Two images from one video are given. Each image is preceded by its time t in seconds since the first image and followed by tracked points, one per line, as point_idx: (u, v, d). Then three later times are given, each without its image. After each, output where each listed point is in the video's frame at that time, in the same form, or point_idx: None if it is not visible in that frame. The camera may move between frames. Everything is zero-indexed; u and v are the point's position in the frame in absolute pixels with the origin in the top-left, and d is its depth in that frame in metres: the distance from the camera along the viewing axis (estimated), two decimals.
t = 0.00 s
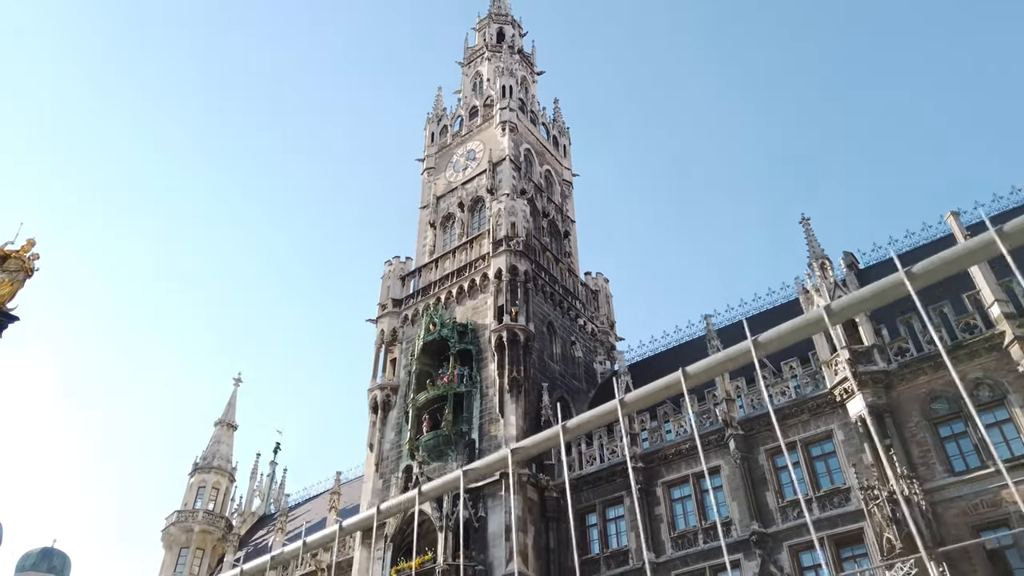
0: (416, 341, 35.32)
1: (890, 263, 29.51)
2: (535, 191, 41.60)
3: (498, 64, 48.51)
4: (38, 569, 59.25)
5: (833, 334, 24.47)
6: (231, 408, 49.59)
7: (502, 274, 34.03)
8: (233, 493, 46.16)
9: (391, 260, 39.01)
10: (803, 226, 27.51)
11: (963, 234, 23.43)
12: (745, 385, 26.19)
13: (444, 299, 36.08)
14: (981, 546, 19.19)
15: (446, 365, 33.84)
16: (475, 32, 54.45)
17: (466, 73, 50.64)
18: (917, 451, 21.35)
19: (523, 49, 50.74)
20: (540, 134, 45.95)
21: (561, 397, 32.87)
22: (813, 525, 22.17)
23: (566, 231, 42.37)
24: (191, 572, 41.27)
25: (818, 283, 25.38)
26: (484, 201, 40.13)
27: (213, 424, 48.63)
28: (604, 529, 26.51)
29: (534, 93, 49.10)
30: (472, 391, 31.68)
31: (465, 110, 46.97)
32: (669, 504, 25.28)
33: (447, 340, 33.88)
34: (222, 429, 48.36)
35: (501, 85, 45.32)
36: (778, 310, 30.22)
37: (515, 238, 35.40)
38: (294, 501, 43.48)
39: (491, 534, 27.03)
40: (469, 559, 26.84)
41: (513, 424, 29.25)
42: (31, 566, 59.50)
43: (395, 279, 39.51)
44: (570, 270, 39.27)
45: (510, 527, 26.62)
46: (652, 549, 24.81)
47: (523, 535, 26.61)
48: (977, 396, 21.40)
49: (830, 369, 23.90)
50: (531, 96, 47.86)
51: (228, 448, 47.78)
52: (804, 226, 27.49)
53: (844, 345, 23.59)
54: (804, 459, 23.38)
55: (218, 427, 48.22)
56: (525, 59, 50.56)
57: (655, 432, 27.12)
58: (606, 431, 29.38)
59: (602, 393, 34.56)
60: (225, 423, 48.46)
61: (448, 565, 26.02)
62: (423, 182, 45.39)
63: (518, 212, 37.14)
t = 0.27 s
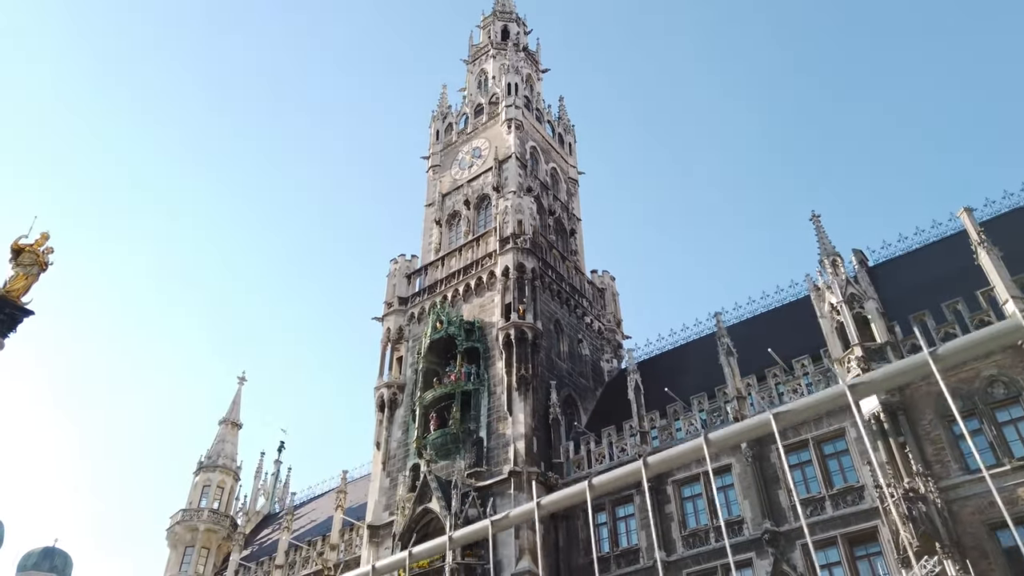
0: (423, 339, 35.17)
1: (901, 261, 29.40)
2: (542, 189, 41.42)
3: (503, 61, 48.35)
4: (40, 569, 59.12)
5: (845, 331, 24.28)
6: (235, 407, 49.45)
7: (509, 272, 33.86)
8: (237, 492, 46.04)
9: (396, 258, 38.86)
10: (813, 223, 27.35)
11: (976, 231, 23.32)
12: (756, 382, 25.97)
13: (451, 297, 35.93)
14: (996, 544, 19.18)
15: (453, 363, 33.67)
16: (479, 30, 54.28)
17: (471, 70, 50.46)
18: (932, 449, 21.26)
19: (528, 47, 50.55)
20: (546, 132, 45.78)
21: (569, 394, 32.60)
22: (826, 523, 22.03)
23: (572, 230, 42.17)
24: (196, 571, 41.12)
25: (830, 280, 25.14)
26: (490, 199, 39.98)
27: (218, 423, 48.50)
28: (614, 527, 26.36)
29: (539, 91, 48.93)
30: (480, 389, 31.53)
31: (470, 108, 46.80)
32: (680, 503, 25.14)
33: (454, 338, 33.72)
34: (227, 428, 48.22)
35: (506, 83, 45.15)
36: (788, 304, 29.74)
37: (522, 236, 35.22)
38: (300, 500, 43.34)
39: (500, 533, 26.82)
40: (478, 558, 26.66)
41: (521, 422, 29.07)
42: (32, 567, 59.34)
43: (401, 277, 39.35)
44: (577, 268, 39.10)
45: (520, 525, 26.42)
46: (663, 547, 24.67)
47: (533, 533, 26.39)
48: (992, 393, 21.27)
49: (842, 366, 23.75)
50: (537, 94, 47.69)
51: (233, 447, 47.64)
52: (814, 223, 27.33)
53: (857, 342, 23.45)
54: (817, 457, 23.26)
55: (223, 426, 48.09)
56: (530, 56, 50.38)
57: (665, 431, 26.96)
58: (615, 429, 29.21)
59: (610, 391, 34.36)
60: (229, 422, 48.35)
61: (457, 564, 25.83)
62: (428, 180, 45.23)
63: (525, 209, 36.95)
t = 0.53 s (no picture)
0: (441, 338, 35.12)
1: (924, 254, 29.00)
2: (557, 186, 41.26)
3: (517, 59, 48.25)
4: (59, 571, 59.58)
5: (870, 325, 24.01)
6: (253, 408, 49.63)
7: (527, 269, 33.73)
8: (257, 492, 46.19)
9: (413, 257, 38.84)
10: (835, 216, 27.05)
11: (1003, 221, 22.95)
12: (780, 377, 25.72)
13: (468, 295, 35.86)
14: None
15: (472, 361, 33.58)
16: (492, 28, 54.17)
17: (484, 69, 50.39)
18: (961, 443, 20.93)
19: (541, 44, 50.39)
20: (560, 129, 45.62)
21: (589, 392, 32.45)
22: (855, 519, 21.81)
23: (588, 227, 41.96)
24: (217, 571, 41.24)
25: (854, 273, 24.86)
26: (506, 197, 39.89)
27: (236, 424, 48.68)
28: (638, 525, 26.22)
29: (553, 89, 48.76)
30: (500, 387, 31.43)
31: (485, 106, 46.72)
32: (704, 500, 24.95)
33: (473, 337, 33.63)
34: (246, 428, 48.40)
35: (521, 81, 45.04)
36: (811, 298, 29.56)
37: (540, 233, 35.09)
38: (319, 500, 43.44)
39: (522, 531, 26.75)
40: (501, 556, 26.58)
41: (542, 420, 28.96)
42: (52, 569, 59.85)
43: (418, 276, 39.34)
44: (594, 266, 38.91)
45: (543, 523, 26.35)
46: (688, 545, 24.49)
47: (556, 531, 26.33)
48: None
49: (868, 360, 23.48)
50: (551, 91, 47.53)
51: (252, 448, 47.80)
52: (836, 216, 27.04)
53: (883, 336, 23.17)
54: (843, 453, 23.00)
55: (242, 426, 48.28)
56: (543, 54, 50.23)
57: (687, 427, 26.76)
58: (637, 426, 29.03)
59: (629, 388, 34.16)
60: (247, 423, 48.52)
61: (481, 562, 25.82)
62: (443, 179, 45.19)
63: (542, 206, 36.82)
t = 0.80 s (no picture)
0: (458, 337, 34.98)
1: (948, 247, 28.61)
2: (573, 184, 41.05)
3: (530, 57, 48.08)
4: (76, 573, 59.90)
5: (897, 319, 23.67)
6: (270, 409, 49.68)
7: (545, 267, 33.54)
8: (275, 494, 46.24)
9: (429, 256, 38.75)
10: (858, 209, 26.72)
11: None
12: (804, 373, 25.40)
13: (485, 294, 35.71)
14: None
15: (490, 360, 33.41)
16: (504, 27, 54.03)
17: (497, 67, 50.24)
18: (993, 437, 20.59)
19: (554, 42, 50.20)
20: (575, 127, 45.40)
21: (608, 390, 32.22)
22: (883, 516, 21.48)
23: (604, 224, 41.72)
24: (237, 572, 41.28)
25: (879, 267, 24.52)
26: (522, 195, 39.73)
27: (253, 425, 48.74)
28: (661, 524, 25.97)
29: (567, 86, 48.55)
30: (519, 385, 31.25)
31: (498, 104, 46.59)
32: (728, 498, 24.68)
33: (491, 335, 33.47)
34: (263, 430, 48.47)
35: (535, 78, 44.88)
36: (833, 294, 29.21)
37: (557, 231, 34.90)
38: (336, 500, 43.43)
39: (544, 530, 26.55)
40: (523, 555, 26.39)
41: (563, 418, 28.76)
42: (69, 572, 60.19)
43: (434, 275, 39.24)
44: (611, 263, 38.66)
45: (565, 522, 26.14)
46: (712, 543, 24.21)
47: (579, 530, 26.12)
48: None
49: (895, 355, 23.15)
50: (565, 89, 47.32)
51: (269, 449, 47.88)
52: (859, 210, 26.70)
53: (910, 330, 22.83)
54: (871, 449, 22.66)
55: (258, 428, 48.35)
56: (556, 52, 50.03)
57: (710, 424, 26.49)
58: (659, 423, 28.78)
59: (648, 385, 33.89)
60: (265, 424, 48.57)
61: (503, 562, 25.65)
62: (458, 178, 45.07)
63: (558, 204, 36.61)
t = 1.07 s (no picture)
0: (470, 334, 34.88)
1: (965, 241, 28.37)
2: (583, 180, 40.91)
3: (539, 54, 47.95)
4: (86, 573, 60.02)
5: (915, 313, 23.47)
6: (281, 408, 49.69)
7: (557, 263, 33.41)
8: (286, 492, 46.24)
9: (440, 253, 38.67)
10: (874, 203, 26.52)
11: None
12: (821, 367, 25.21)
13: (497, 291, 35.59)
14: None
15: (502, 357, 33.29)
16: (512, 24, 53.92)
17: (506, 65, 50.12)
18: (1015, 430, 20.32)
19: (563, 39, 50.07)
20: (584, 123, 45.25)
21: (621, 386, 32.07)
22: (903, 511, 21.27)
23: (615, 221, 41.55)
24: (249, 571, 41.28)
25: (897, 260, 24.32)
26: (533, 192, 39.60)
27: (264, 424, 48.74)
28: (677, 520, 25.83)
29: (576, 83, 48.40)
30: (531, 382, 31.13)
31: (508, 101, 46.49)
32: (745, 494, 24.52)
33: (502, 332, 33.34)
34: (273, 429, 48.48)
35: (544, 75, 44.77)
36: (848, 288, 28.99)
37: (568, 227, 34.77)
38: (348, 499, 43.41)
39: (560, 527, 26.46)
40: (539, 552, 26.30)
41: (577, 415, 28.64)
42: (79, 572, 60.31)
43: (445, 272, 39.16)
44: (622, 259, 38.49)
45: (580, 519, 26.04)
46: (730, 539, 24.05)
47: (594, 526, 26.00)
48: None
49: (914, 348, 22.93)
50: (574, 85, 47.18)
51: (280, 447, 47.90)
52: (875, 203, 26.50)
53: (929, 323, 22.63)
54: (890, 444, 22.47)
55: (269, 427, 48.36)
56: (565, 48, 49.88)
57: (726, 420, 26.32)
58: (673, 419, 28.62)
59: (661, 381, 33.68)
60: (276, 423, 48.57)
61: (519, 558, 25.57)
62: (467, 175, 44.97)
63: (570, 200, 36.48)
